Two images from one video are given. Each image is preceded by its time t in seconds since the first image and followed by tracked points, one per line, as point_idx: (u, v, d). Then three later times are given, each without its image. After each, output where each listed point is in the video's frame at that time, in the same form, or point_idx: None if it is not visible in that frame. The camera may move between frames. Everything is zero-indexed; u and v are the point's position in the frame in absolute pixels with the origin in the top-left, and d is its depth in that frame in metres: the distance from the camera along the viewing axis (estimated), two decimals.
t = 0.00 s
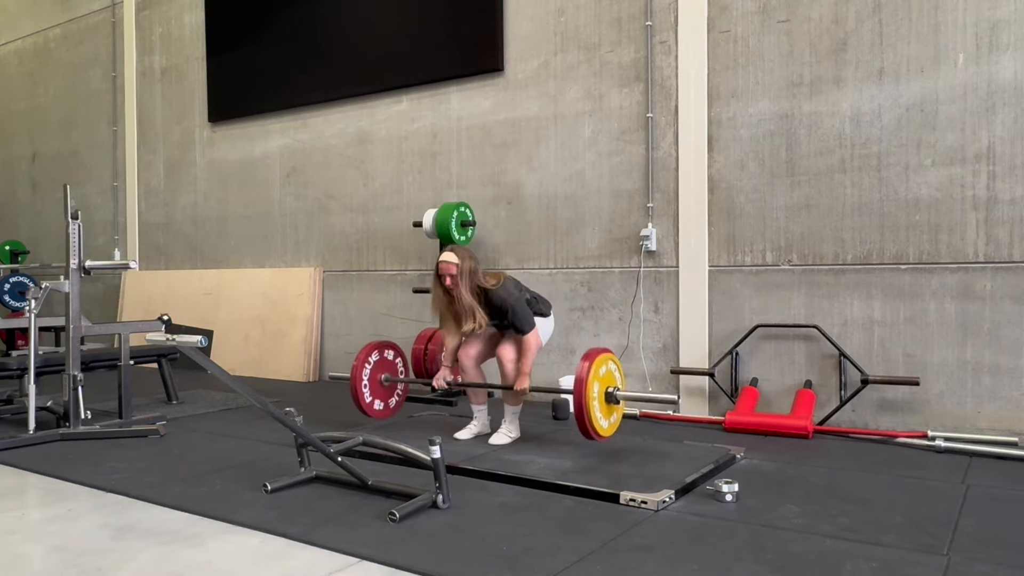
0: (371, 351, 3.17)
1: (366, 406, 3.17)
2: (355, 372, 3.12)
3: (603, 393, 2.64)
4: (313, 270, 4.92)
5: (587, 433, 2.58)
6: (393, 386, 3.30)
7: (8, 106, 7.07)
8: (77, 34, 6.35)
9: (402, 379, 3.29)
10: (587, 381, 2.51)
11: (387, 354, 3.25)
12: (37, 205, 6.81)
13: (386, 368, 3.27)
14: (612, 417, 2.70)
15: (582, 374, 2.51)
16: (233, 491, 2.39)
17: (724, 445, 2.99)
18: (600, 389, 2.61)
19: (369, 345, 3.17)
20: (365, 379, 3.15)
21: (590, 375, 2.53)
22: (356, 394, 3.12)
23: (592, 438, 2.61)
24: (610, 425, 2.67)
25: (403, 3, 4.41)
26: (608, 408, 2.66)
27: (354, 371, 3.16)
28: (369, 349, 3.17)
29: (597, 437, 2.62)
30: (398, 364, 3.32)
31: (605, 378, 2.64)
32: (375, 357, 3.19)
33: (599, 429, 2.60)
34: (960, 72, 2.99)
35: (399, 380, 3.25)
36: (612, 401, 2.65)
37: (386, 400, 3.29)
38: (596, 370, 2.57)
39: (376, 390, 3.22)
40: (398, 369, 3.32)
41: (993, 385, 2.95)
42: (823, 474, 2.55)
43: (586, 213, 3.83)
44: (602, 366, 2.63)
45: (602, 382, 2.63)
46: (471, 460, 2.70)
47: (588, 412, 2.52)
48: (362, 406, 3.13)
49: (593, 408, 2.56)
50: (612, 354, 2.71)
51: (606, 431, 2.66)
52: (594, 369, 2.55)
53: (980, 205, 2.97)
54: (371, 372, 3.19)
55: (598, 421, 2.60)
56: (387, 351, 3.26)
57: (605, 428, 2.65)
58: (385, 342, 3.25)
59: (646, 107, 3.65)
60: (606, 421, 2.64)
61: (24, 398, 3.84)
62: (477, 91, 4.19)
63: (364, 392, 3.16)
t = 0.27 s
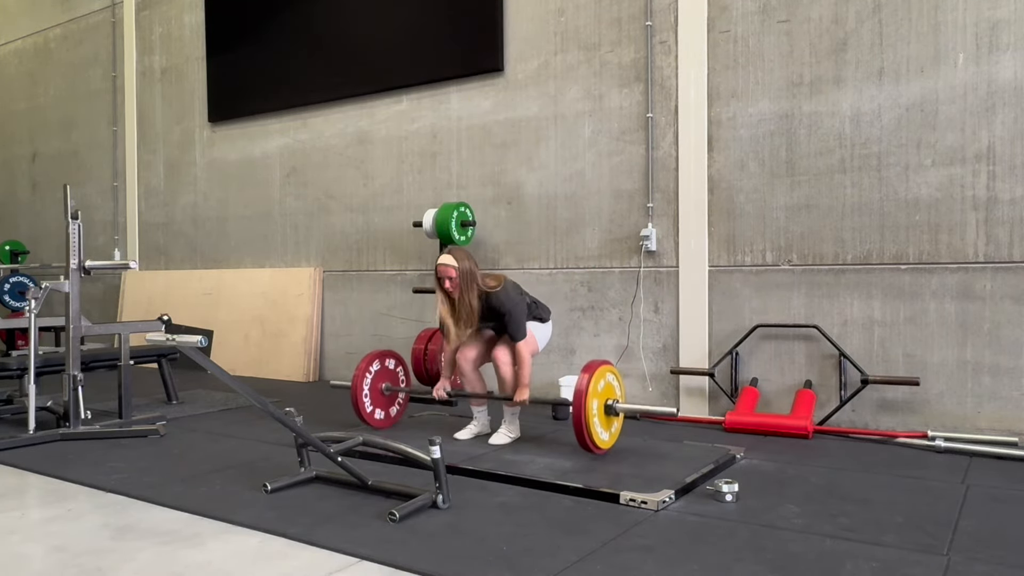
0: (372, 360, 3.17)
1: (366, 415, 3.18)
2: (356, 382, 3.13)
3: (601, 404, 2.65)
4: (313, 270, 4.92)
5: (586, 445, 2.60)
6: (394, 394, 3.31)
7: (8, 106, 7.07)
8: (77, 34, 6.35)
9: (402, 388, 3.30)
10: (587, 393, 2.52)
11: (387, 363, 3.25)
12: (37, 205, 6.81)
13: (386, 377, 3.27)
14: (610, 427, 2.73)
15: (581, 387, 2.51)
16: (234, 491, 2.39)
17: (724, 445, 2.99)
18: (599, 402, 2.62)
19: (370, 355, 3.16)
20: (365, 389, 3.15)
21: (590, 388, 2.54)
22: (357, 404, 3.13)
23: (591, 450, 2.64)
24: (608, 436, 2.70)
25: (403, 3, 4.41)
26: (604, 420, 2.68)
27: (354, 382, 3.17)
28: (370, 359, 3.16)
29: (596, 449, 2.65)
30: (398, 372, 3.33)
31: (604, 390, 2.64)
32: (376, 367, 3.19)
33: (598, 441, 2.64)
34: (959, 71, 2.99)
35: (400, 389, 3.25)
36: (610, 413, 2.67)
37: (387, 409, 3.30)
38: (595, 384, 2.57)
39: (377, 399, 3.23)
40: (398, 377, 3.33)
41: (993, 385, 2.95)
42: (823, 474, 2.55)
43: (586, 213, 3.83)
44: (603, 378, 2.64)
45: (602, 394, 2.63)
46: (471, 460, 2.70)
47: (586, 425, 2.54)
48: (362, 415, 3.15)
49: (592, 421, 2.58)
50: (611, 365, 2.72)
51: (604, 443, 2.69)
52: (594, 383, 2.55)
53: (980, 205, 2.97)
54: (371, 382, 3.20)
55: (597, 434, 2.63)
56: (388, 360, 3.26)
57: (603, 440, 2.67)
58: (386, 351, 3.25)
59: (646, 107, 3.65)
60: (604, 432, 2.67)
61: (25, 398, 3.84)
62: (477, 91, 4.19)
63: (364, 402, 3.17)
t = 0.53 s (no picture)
0: (372, 362, 3.17)
1: (367, 417, 3.18)
2: (356, 383, 3.13)
3: (600, 408, 2.65)
4: (313, 270, 4.92)
5: (585, 449, 2.61)
6: (394, 395, 3.31)
7: (8, 106, 7.07)
8: (77, 34, 6.35)
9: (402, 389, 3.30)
10: (586, 397, 2.52)
11: (387, 365, 3.25)
12: (36, 205, 6.81)
13: (386, 378, 3.27)
14: (609, 430, 2.73)
15: (580, 391, 2.51)
16: (234, 491, 2.39)
17: (724, 445, 2.99)
18: (598, 406, 2.62)
19: (370, 357, 3.17)
20: (366, 391, 3.16)
21: (589, 391, 2.53)
22: (358, 405, 3.13)
23: (591, 454, 2.64)
24: (608, 440, 2.71)
25: (403, 3, 4.41)
26: (604, 424, 2.68)
27: (354, 384, 3.17)
28: (370, 361, 3.17)
29: (596, 453, 2.66)
30: (398, 373, 3.33)
31: (603, 392, 2.64)
32: (375, 369, 3.20)
33: (598, 445, 2.64)
34: (960, 71, 2.99)
35: (399, 390, 3.25)
36: (609, 416, 2.67)
37: (387, 410, 3.30)
38: (593, 388, 2.56)
39: (377, 400, 3.23)
40: (398, 379, 3.33)
41: (993, 385, 2.95)
42: (823, 474, 2.55)
43: (586, 213, 3.83)
44: (602, 381, 2.63)
45: (602, 398, 2.63)
46: (471, 460, 2.70)
47: (585, 429, 2.54)
48: (362, 417, 3.15)
49: (591, 425, 2.58)
50: (610, 369, 2.71)
51: (603, 446, 2.69)
52: (592, 387, 2.55)
53: (980, 205, 2.97)
54: (372, 383, 3.20)
55: (596, 438, 2.63)
56: (388, 362, 3.26)
57: (603, 444, 2.68)
58: (386, 353, 3.25)
59: (646, 107, 3.65)
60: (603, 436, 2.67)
61: (24, 398, 3.84)
62: (477, 91, 4.19)
63: (365, 403, 3.17)
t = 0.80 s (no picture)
0: (372, 361, 3.18)
1: (366, 416, 3.18)
2: (356, 383, 3.13)
3: (599, 408, 2.65)
4: (313, 270, 4.92)
5: (585, 450, 2.61)
6: (394, 395, 3.31)
7: (8, 106, 7.07)
8: (77, 34, 6.35)
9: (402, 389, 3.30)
10: (586, 397, 2.52)
11: (387, 365, 3.25)
12: (37, 205, 6.81)
13: (386, 378, 3.27)
14: (609, 430, 2.73)
15: (580, 392, 2.52)
16: (234, 491, 2.39)
17: (724, 445, 2.99)
18: (598, 406, 2.63)
19: (369, 356, 3.17)
20: (365, 390, 3.16)
21: (588, 392, 2.53)
22: (357, 405, 3.13)
23: (591, 455, 2.64)
24: (608, 440, 2.71)
25: (403, 3, 4.41)
26: (603, 424, 2.68)
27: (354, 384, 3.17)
28: (370, 360, 3.17)
29: (596, 453, 2.66)
30: (398, 373, 3.33)
31: (602, 393, 2.64)
32: (375, 369, 3.20)
33: (598, 446, 2.64)
34: (960, 71, 3.00)
35: (399, 390, 3.25)
36: (609, 416, 2.67)
37: (387, 410, 3.30)
38: (592, 388, 2.56)
39: (377, 400, 3.24)
40: (398, 378, 3.33)
41: (993, 385, 2.95)
42: (823, 474, 2.55)
43: (586, 213, 3.83)
44: (601, 381, 2.64)
45: (601, 398, 2.64)
46: (471, 460, 2.70)
47: (585, 430, 2.55)
48: (362, 417, 3.15)
49: (590, 425, 2.58)
50: (610, 369, 2.72)
51: (603, 447, 2.69)
52: (592, 387, 2.55)
53: (980, 205, 2.97)
54: (372, 383, 3.20)
55: (596, 438, 2.63)
56: (388, 362, 3.26)
57: (603, 444, 2.68)
58: (385, 353, 3.25)
59: (646, 107, 3.65)
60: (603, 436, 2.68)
61: (24, 398, 3.84)
62: (477, 91, 4.19)
63: (364, 403, 3.17)
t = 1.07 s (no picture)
0: (372, 361, 3.18)
1: (367, 416, 3.18)
2: (356, 383, 3.13)
3: (599, 409, 2.65)
4: (313, 270, 4.92)
5: (585, 450, 2.61)
6: (393, 395, 3.30)
7: (8, 107, 7.07)
8: (77, 34, 6.35)
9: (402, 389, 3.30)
10: (586, 398, 2.52)
11: (387, 365, 3.25)
12: (37, 205, 6.81)
13: (386, 378, 3.27)
14: (609, 430, 2.73)
15: (580, 392, 2.52)
16: (234, 491, 2.39)
17: (724, 445, 2.99)
18: (598, 406, 2.63)
19: (369, 356, 3.17)
20: (366, 390, 3.16)
21: (588, 392, 2.53)
22: (358, 405, 3.13)
23: (591, 455, 2.64)
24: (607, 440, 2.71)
25: (403, 3, 4.42)
26: (603, 424, 2.68)
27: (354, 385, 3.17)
28: (370, 360, 3.17)
29: (595, 453, 2.66)
30: (398, 373, 3.33)
31: (602, 393, 2.64)
32: (375, 369, 3.20)
33: (597, 446, 2.65)
34: (960, 71, 2.99)
35: (399, 390, 3.25)
36: (609, 416, 2.67)
37: (387, 410, 3.30)
38: (592, 387, 2.56)
39: (377, 400, 3.23)
40: (398, 378, 3.33)
41: (993, 385, 2.95)
42: (823, 474, 2.55)
43: (586, 213, 3.83)
44: (601, 381, 2.63)
45: (601, 398, 2.64)
46: (471, 460, 2.70)
47: (585, 430, 2.55)
48: (362, 416, 3.15)
49: (590, 425, 2.58)
50: (610, 369, 2.71)
51: (602, 447, 2.69)
52: (591, 387, 2.55)
53: (980, 205, 2.97)
54: (372, 383, 3.20)
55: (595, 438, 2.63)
56: (388, 362, 3.26)
57: (602, 444, 2.68)
58: (386, 353, 3.25)
59: (646, 107, 3.65)
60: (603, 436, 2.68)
61: (24, 398, 3.84)
62: (477, 91, 4.19)
63: (365, 403, 3.17)
